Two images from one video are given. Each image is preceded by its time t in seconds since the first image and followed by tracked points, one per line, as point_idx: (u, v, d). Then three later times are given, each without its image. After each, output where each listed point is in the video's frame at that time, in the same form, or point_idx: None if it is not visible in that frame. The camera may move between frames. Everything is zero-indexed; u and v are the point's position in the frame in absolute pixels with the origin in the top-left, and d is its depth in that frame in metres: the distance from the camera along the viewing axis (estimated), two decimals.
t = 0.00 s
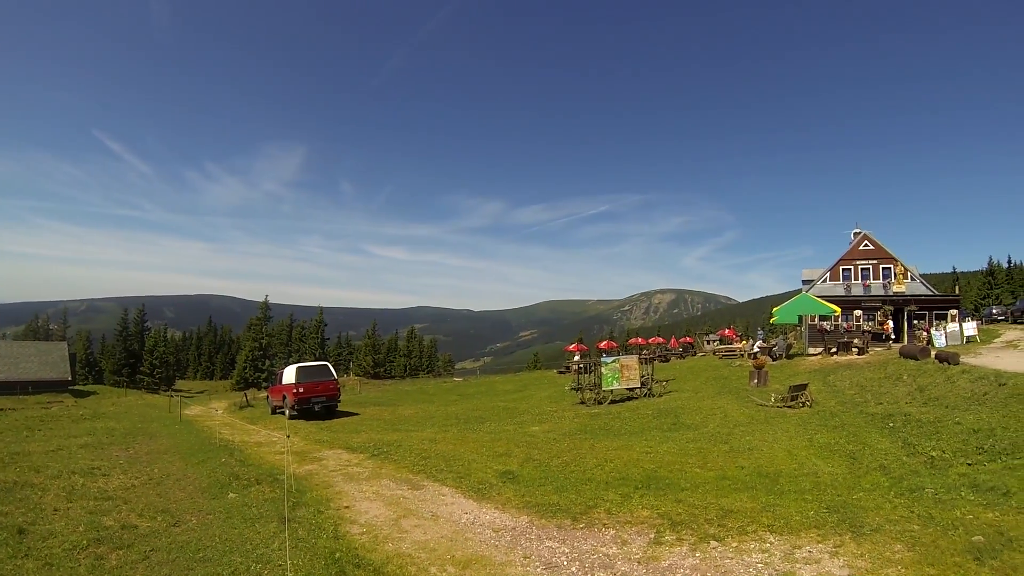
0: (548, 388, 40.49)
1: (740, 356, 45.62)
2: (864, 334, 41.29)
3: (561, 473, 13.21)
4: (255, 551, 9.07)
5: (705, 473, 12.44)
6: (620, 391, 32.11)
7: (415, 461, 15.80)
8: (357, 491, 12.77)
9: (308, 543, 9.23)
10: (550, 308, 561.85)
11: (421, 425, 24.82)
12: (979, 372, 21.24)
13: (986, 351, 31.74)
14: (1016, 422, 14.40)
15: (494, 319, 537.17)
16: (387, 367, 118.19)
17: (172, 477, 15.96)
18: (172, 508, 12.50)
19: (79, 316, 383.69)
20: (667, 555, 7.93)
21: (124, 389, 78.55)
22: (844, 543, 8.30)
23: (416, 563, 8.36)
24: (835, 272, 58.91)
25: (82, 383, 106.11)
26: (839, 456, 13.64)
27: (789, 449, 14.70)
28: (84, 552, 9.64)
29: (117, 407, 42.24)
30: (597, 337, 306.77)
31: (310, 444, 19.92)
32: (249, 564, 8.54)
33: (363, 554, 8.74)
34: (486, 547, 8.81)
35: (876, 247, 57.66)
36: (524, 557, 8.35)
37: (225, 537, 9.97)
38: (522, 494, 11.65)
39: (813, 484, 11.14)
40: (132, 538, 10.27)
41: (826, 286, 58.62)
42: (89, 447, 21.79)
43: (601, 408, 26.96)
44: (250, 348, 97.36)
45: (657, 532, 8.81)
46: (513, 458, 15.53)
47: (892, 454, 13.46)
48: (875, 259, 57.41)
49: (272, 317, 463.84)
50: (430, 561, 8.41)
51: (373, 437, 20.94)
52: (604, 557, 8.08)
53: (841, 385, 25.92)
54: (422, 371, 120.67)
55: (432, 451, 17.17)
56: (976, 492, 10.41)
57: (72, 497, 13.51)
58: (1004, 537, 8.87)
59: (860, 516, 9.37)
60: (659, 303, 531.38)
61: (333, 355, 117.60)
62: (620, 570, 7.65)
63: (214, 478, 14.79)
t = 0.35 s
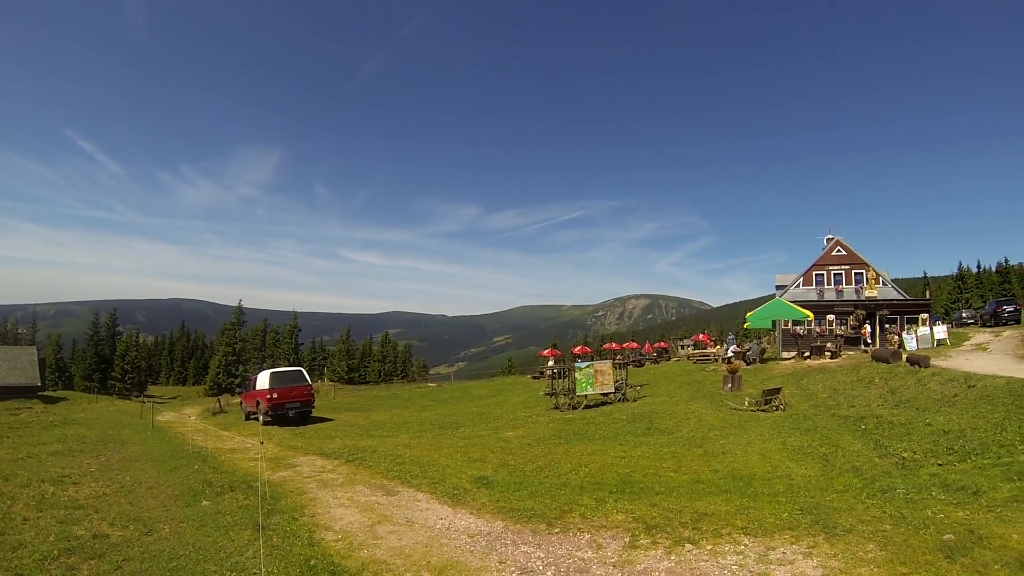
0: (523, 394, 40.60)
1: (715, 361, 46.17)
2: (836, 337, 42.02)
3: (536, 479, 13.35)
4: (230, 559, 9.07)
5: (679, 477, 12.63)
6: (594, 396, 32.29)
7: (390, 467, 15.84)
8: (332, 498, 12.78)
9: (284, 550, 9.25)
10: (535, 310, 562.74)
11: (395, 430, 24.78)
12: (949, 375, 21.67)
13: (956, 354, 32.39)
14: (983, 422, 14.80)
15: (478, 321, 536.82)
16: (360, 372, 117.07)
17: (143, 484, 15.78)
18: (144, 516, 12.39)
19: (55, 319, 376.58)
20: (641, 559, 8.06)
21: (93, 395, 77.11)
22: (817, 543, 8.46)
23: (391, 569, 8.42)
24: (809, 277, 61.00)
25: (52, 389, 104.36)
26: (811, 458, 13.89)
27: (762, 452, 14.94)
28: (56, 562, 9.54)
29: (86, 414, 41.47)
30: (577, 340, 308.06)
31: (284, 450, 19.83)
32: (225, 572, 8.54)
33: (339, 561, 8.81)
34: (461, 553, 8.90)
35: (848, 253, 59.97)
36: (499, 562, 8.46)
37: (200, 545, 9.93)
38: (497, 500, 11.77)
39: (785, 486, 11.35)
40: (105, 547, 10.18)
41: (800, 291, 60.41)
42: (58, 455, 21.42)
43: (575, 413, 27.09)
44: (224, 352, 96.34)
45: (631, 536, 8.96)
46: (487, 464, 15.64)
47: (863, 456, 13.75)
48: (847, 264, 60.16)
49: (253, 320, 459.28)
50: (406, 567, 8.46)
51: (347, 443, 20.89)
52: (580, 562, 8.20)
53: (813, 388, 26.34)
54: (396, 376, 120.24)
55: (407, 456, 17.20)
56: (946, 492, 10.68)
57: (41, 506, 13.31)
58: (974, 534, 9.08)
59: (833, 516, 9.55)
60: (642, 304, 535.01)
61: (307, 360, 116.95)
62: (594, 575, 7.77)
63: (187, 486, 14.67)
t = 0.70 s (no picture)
0: (502, 396, 40.65)
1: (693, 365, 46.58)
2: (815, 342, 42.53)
3: (513, 481, 13.42)
4: (208, 561, 9.06)
5: (658, 480, 12.74)
6: (573, 399, 32.40)
7: (369, 469, 15.81)
8: (311, 499, 12.77)
9: (263, 552, 9.25)
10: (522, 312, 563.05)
11: (373, 432, 24.74)
12: (924, 379, 22.01)
13: (933, 358, 32.85)
14: (957, 426, 15.06)
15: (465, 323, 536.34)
16: (339, 374, 115.97)
17: (120, 486, 15.62)
18: (121, 518, 12.27)
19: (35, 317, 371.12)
20: (621, 561, 8.15)
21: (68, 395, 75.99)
22: (796, 545, 8.57)
23: (369, 571, 8.45)
24: (788, 281, 61.74)
25: (27, 388, 102.76)
26: (789, 461, 14.05)
27: (740, 455, 15.08)
28: (31, 565, 9.43)
29: (59, 415, 40.85)
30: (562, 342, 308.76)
31: (262, 452, 19.73)
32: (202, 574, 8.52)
33: (318, 563, 8.82)
34: (441, 554, 8.97)
35: (827, 258, 60.80)
36: (479, 563, 8.53)
37: (178, 548, 9.88)
38: (475, 502, 11.83)
39: (763, 489, 11.50)
40: (81, 550, 10.09)
41: (780, 296, 61.11)
42: (31, 457, 21.13)
43: (554, 416, 27.14)
44: (202, 353, 95.43)
45: (610, 538, 9.06)
46: (466, 466, 15.67)
47: (842, 458, 13.92)
48: (826, 270, 60.96)
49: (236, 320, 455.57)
50: (384, 569, 8.50)
51: (325, 444, 20.80)
52: (560, 563, 8.29)
53: (791, 392, 26.63)
54: (375, 378, 119.79)
55: (386, 458, 17.19)
56: (923, 493, 10.86)
57: (14, 508, 13.12)
58: (949, 535, 9.23)
59: (810, 518, 9.68)
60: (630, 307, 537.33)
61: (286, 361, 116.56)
62: None
63: (165, 487, 14.56)
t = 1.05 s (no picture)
0: (491, 401, 40.68)
1: (682, 367, 46.78)
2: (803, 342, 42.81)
3: (505, 486, 13.45)
4: (199, 571, 9.03)
5: (649, 482, 12.77)
6: (563, 403, 32.47)
7: (359, 475, 15.77)
8: (302, 507, 12.73)
9: (254, 561, 9.23)
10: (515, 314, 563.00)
11: (364, 439, 24.70)
12: (912, 377, 22.18)
13: (921, 357, 33.11)
14: (945, 423, 15.20)
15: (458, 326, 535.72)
16: (329, 380, 115.72)
17: (109, 497, 15.53)
18: (111, 529, 12.20)
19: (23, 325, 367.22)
20: (613, 564, 8.18)
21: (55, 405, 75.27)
22: (787, 544, 8.63)
23: None
24: (776, 282, 62.07)
25: (13, 397, 101.64)
26: (779, 461, 14.13)
27: (730, 456, 15.16)
28: None
29: (46, 425, 40.43)
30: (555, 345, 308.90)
31: (252, 460, 19.65)
32: None
33: (310, 571, 8.80)
34: (434, 560, 8.97)
35: (814, 259, 61.16)
36: (472, 568, 8.55)
37: (169, 558, 9.84)
38: (467, 507, 11.85)
39: (754, 489, 11.57)
40: (70, 562, 10.01)
41: (767, 297, 61.46)
42: (18, 468, 20.93)
43: (544, 420, 27.15)
44: (190, 360, 94.85)
45: (602, 541, 9.11)
46: (457, 471, 15.67)
47: (831, 457, 14.03)
48: (813, 271, 61.22)
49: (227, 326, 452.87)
50: None
51: (315, 452, 20.73)
52: (552, 567, 8.32)
53: (780, 392, 26.82)
54: (364, 384, 119.41)
55: (377, 465, 17.15)
56: (912, 491, 10.96)
57: (2, 520, 13.01)
58: (939, 531, 9.32)
59: (801, 517, 9.75)
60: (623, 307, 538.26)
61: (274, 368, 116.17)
62: None
63: (155, 497, 14.47)
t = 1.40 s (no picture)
0: (474, 401, 40.75)
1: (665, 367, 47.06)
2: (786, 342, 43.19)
3: (488, 486, 13.49)
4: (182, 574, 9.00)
5: (633, 482, 12.83)
6: (547, 403, 32.56)
7: (343, 476, 15.73)
8: (286, 509, 12.68)
9: (237, 563, 9.20)
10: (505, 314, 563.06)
11: (347, 439, 24.65)
12: (893, 377, 22.41)
13: (902, 356, 33.48)
14: (926, 421, 15.40)
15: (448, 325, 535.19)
16: (312, 381, 115.38)
17: (90, 500, 15.39)
18: (92, 532, 12.10)
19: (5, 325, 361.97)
20: (597, 564, 8.23)
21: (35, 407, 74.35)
22: (769, 543, 8.72)
23: None
24: (759, 283, 62.47)
25: None
26: (763, 461, 14.23)
27: (713, 455, 15.26)
28: None
29: (25, 427, 39.87)
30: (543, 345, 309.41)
31: (235, 461, 19.54)
32: None
33: (293, 573, 8.78)
34: (417, 561, 9.00)
35: (797, 260, 61.60)
36: (455, 569, 8.59)
37: (151, 561, 9.77)
38: (451, 508, 11.86)
39: (736, 488, 11.68)
40: (50, 566, 9.91)
41: (751, 298, 61.86)
42: None
43: (528, 420, 27.22)
44: (173, 361, 94.05)
45: (585, 541, 9.17)
46: (441, 472, 15.68)
47: (813, 456, 14.18)
48: (796, 272, 61.70)
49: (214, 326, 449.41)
50: None
51: (298, 453, 20.66)
52: (536, 567, 8.37)
53: (763, 392, 27.06)
54: (348, 385, 119.05)
55: (361, 466, 17.11)
56: (894, 488, 11.10)
57: None
58: (920, 529, 9.45)
59: (784, 516, 9.85)
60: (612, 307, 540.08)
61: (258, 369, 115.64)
62: None
63: (136, 500, 14.36)
